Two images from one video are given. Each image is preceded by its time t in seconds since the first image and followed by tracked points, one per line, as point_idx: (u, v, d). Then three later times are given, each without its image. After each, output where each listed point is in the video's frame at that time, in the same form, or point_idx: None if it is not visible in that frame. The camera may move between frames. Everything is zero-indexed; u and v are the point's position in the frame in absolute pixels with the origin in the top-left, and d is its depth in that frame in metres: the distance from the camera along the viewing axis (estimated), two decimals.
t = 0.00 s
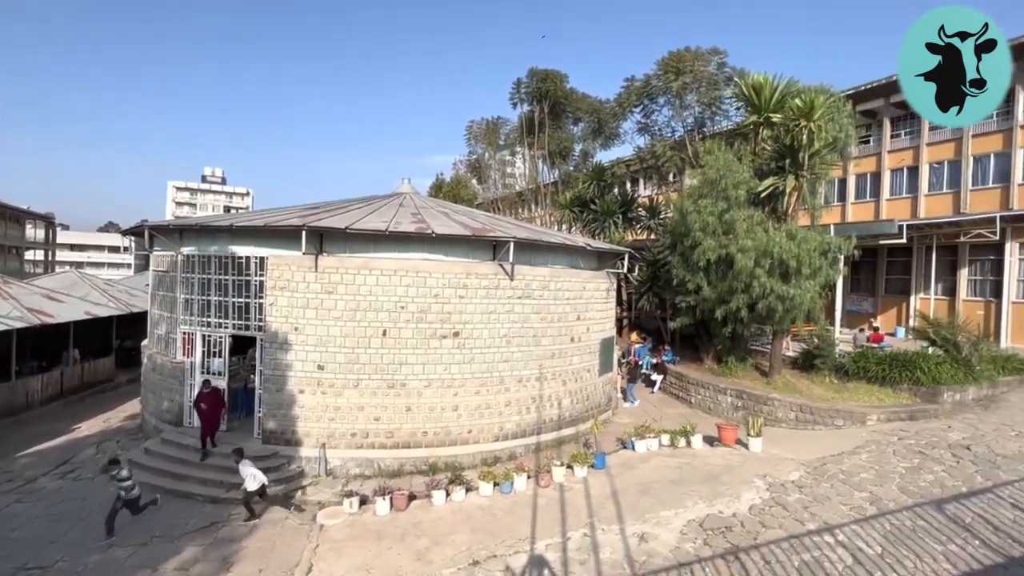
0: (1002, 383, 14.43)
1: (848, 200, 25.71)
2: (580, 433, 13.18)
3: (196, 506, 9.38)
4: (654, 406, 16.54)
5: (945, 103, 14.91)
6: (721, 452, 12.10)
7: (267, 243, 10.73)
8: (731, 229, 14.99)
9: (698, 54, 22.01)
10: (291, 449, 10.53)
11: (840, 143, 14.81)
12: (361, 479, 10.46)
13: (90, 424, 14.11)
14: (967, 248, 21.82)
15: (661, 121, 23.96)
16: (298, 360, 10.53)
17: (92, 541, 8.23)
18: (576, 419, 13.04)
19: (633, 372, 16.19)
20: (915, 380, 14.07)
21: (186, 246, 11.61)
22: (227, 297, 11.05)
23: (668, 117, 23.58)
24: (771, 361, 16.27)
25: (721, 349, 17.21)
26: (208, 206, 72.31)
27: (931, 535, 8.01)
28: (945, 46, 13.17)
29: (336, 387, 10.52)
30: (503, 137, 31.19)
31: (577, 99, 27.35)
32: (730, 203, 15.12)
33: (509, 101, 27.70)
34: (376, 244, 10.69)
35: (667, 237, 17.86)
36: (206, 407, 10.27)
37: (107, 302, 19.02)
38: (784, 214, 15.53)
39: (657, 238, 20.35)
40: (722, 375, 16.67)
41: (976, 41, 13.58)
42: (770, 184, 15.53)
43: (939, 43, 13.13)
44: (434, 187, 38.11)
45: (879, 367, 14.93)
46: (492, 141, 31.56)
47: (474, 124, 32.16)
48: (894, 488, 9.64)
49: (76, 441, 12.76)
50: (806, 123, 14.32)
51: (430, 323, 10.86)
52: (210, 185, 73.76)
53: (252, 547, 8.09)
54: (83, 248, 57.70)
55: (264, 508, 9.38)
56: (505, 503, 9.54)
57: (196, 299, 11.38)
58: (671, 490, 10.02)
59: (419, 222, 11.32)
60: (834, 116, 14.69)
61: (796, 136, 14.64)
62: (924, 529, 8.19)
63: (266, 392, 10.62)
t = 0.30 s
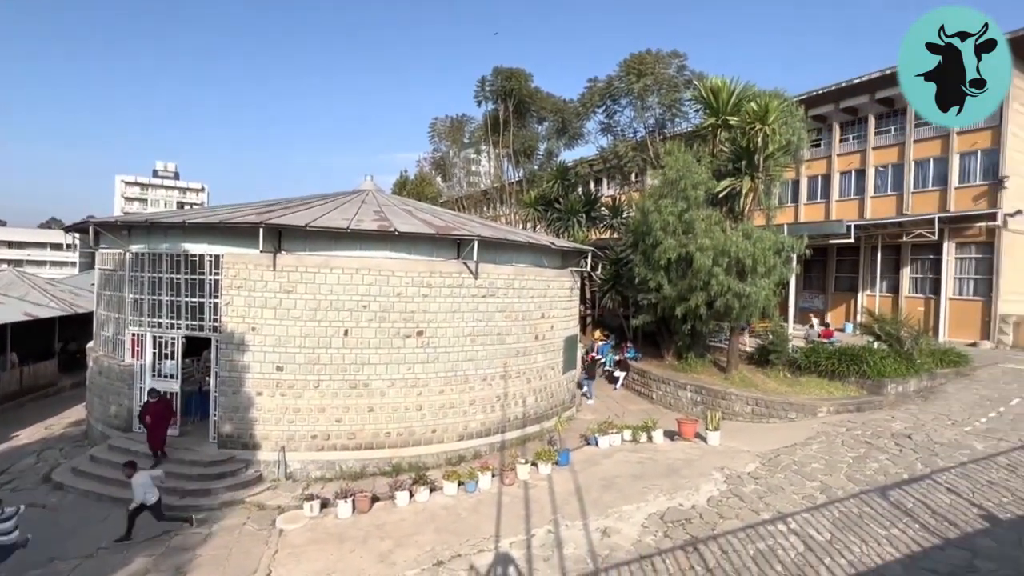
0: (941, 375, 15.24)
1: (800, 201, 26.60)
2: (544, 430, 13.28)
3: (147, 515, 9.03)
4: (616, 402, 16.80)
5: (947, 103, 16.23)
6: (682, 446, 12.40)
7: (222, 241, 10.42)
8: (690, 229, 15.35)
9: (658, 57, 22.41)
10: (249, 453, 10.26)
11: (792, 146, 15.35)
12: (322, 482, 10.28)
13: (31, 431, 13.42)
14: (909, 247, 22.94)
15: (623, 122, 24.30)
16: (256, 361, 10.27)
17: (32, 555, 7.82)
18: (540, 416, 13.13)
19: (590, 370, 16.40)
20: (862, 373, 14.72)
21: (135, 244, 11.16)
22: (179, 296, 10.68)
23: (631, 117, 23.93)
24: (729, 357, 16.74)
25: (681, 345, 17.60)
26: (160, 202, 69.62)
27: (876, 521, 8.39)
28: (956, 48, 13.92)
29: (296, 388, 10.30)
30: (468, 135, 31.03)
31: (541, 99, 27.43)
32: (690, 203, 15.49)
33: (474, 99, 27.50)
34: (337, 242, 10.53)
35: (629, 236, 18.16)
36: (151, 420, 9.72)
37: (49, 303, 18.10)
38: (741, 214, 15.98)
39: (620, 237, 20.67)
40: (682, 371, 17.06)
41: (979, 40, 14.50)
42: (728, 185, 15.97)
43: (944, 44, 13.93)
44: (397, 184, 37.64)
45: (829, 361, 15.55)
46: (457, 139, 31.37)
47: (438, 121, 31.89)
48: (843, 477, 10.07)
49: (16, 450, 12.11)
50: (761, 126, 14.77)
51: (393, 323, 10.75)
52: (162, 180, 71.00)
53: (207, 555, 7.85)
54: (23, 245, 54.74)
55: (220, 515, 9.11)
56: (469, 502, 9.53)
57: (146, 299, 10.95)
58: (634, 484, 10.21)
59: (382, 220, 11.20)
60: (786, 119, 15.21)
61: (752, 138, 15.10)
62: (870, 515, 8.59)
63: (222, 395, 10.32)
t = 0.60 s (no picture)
0: (885, 369, 15.98)
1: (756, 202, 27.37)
2: (509, 429, 13.32)
3: (92, 526, 8.64)
4: (580, 399, 17.01)
5: (946, 102, 16.11)
6: (643, 441, 12.65)
7: (174, 239, 10.06)
8: (651, 229, 15.64)
9: (621, 59, 22.70)
10: (203, 458, 9.94)
11: (748, 149, 15.80)
12: (280, 486, 10.05)
13: None
14: (856, 247, 23.95)
15: (586, 122, 24.55)
16: (211, 363, 9.95)
17: None
18: (504, 415, 13.16)
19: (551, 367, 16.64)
20: (813, 368, 15.31)
21: (79, 241, 10.67)
22: (127, 296, 10.27)
23: (594, 117, 24.18)
24: (689, 353, 17.14)
25: (643, 343, 17.93)
26: (108, 197, 66.65)
27: (825, 509, 8.75)
28: (955, 49, 13.75)
29: (253, 391, 10.04)
30: (432, 132, 30.74)
31: (506, 97, 27.41)
32: (650, 203, 15.79)
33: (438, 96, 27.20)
34: (297, 240, 10.32)
35: (592, 235, 18.37)
36: (102, 426, 9.30)
37: None
38: (699, 214, 16.38)
39: (583, 236, 20.90)
40: (643, 368, 17.38)
41: (969, 40, 13.50)
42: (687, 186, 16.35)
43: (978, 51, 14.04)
44: (360, 182, 37.06)
45: (782, 357, 16.11)
46: (421, 136, 31.05)
47: (402, 118, 31.49)
48: (795, 468, 10.47)
49: None
50: (719, 129, 15.17)
51: (355, 322, 10.59)
52: (111, 175, 67.98)
53: (158, 566, 7.57)
54: None
55: (173, 523, 8.80)
56: (432, 502, 9.47)
57: (91, 299, 10.49)
58: (596, 480, 10.36)
59: (343, 217, 11.02)
60: (743, 123, 15.63)
61: (710, 141, 15.49)
62: (821, 504, 8.94)
63: (174, 399, 9.97)
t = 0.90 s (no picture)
0: (838, 364, 16.59)
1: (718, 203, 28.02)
2: (476, 428, 13.30)
3: (37, 538, 8.22)
4: (547, 398, 17.11)
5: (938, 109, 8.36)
6: (609, 438, 12.82)
7: (126, 237, 9.69)
8: (617, 228, 15.83)
9: (587, 60, 22.90)
10: (158, 465, 9.61)
11: (710, 151, 16.15)
12: (240, 491, 9.79)
13: None
14: (812, 247, 24.78)
15: (553, 122, 24.67)
16: (166, 366, 9.63)
17: None
18: (472, 414, 13.15)
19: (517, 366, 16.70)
20: (770, 364, 15.78)
21: (21, 239, 10.16)
22: (75, 296, 9.84)
23: (561, 117, 24.33)
24: (653, 351, 17.44)
25: (609, 341, 18.16)
26: (54, 193, 63.60)
27: (783, 501, 9.03)
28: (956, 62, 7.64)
29: (212, 394, 9.75)
30: (398, 130, 30.38)
31: (473, 96, 27.28)
32: (616, 203, 15.98)
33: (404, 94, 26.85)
34: (258, 238, 10.08)
35: (559, 235, 18.51)
36: (57, 438, 8.87)
37: None
38: (663, 214, 16.67)
39: (550, 235, 21.03)
40: (609, 366, 17.60)
41: (972, 37, 7.53)
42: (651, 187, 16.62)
43: (942, 47, 7.55)
44: (325, 179, 36.41)
45: (742, 354, 16.55)
46: (387, 133, 30.63)
47: (367, 115, 31.00)
48: (754, 461, 10.78)
49: None
50: (682, 131, 15.50)
51: (318, 323, 10.41)
52: (58, 170, 64.88)
53: None
54: None
55: (125, 532, 8.46)
56: (398, 504, 9.39)
57: (35, 300, 10.01)
58: (563, 477, 10.45)
59: (306, 215, 10.82)
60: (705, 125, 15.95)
61: (673, 143, 15.81)
62: (779, 495, 9.22)
63: (127, 403, 9.61)
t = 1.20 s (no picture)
0: (800, 360, 17.09)
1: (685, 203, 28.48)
2: (447, 428, 13.25)
3: None
4: (518, 396, 17.16)
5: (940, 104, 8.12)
6: (579, 435, 12.94)
7: (80, 234, 9.31)
8: (587, 228, 15.94)
9: (557, 60, 23.01)
10: (115, 471, 9.28)
11: (677, 152, 16.39)
12: (203, 497, 9.52)
13: None
14: (775, 246, 25.44)
15: (524, 121, 24.73)
16: (123, 369, 9.30)
17: None
18: (443, 414, 13.09)
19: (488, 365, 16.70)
20: (736, 360, 16.16)
21: None
22: (25, 297, 9.40)
23: (532, 117, 24.41)
24: (623, 348, 17.65)
25: (580, 339, 18.32)
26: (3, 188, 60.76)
27: (747, 493, 9.25)
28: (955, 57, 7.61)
29: (173, 397, 9.47)
30: (367, 127, 29.93)
31: (444, 94, 27.16)
32: (586, 202, 16.10)
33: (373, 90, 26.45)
34: (221, 236, 9.85)
35: (530, 234, 18.56)
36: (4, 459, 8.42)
37: None
38: (632, 214, 16.86)
39: (521, 234, 21.08)
40: (580, 364, 17.75)
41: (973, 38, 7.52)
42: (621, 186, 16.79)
43: (943, 47, 7.57)
44: (292, 176, 35.77)
45: (709, 352, 16.90)
46: (356, 130, 30.19)
47: (336, 111, 30.55)
48: (720, 456, 11.02)
49: None
50: (650, 132, 15.72)
51: (284, 323, 10.20)
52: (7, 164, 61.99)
53: None
54: None
55: (80, 541, 8.13)
56: (368, 506, 9.27)
57: None
58: (534, 475, 10.49)
59: (272, 213, 10.60)
60: (673, 126, 16.18)
61: (642, 143, 16.02)
62: (744, 488, 9.45)
63: (81, 408, 9.25)
